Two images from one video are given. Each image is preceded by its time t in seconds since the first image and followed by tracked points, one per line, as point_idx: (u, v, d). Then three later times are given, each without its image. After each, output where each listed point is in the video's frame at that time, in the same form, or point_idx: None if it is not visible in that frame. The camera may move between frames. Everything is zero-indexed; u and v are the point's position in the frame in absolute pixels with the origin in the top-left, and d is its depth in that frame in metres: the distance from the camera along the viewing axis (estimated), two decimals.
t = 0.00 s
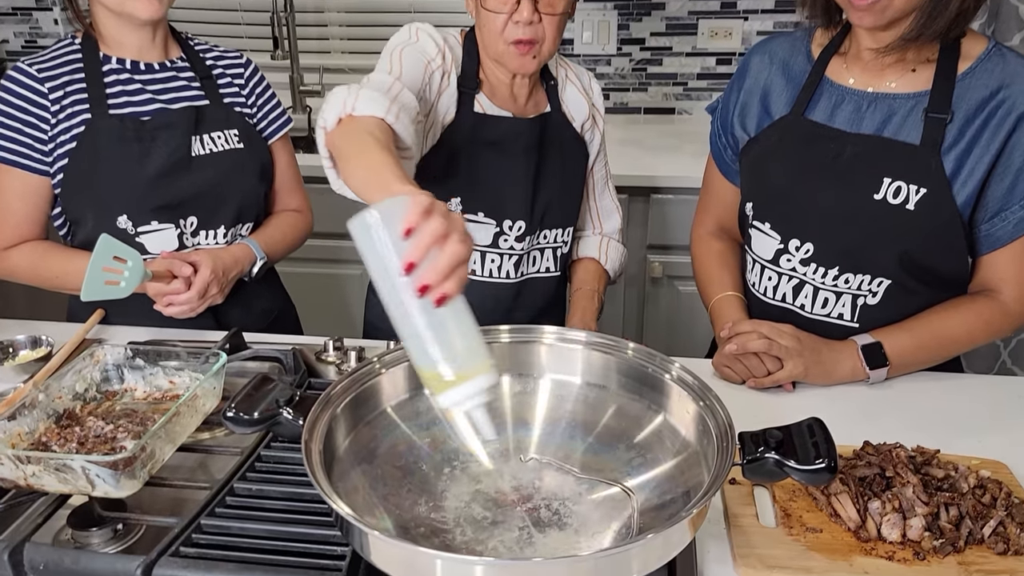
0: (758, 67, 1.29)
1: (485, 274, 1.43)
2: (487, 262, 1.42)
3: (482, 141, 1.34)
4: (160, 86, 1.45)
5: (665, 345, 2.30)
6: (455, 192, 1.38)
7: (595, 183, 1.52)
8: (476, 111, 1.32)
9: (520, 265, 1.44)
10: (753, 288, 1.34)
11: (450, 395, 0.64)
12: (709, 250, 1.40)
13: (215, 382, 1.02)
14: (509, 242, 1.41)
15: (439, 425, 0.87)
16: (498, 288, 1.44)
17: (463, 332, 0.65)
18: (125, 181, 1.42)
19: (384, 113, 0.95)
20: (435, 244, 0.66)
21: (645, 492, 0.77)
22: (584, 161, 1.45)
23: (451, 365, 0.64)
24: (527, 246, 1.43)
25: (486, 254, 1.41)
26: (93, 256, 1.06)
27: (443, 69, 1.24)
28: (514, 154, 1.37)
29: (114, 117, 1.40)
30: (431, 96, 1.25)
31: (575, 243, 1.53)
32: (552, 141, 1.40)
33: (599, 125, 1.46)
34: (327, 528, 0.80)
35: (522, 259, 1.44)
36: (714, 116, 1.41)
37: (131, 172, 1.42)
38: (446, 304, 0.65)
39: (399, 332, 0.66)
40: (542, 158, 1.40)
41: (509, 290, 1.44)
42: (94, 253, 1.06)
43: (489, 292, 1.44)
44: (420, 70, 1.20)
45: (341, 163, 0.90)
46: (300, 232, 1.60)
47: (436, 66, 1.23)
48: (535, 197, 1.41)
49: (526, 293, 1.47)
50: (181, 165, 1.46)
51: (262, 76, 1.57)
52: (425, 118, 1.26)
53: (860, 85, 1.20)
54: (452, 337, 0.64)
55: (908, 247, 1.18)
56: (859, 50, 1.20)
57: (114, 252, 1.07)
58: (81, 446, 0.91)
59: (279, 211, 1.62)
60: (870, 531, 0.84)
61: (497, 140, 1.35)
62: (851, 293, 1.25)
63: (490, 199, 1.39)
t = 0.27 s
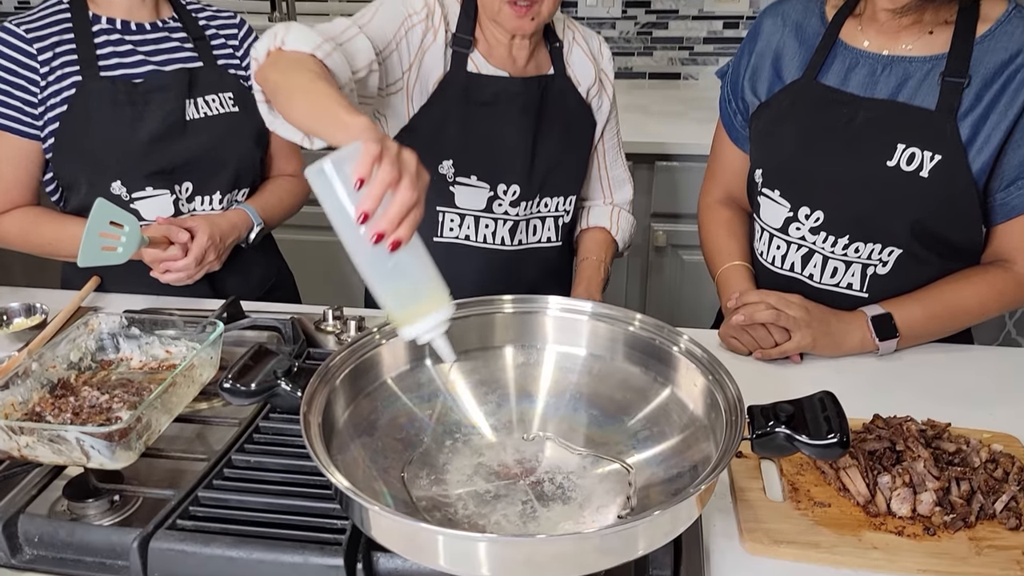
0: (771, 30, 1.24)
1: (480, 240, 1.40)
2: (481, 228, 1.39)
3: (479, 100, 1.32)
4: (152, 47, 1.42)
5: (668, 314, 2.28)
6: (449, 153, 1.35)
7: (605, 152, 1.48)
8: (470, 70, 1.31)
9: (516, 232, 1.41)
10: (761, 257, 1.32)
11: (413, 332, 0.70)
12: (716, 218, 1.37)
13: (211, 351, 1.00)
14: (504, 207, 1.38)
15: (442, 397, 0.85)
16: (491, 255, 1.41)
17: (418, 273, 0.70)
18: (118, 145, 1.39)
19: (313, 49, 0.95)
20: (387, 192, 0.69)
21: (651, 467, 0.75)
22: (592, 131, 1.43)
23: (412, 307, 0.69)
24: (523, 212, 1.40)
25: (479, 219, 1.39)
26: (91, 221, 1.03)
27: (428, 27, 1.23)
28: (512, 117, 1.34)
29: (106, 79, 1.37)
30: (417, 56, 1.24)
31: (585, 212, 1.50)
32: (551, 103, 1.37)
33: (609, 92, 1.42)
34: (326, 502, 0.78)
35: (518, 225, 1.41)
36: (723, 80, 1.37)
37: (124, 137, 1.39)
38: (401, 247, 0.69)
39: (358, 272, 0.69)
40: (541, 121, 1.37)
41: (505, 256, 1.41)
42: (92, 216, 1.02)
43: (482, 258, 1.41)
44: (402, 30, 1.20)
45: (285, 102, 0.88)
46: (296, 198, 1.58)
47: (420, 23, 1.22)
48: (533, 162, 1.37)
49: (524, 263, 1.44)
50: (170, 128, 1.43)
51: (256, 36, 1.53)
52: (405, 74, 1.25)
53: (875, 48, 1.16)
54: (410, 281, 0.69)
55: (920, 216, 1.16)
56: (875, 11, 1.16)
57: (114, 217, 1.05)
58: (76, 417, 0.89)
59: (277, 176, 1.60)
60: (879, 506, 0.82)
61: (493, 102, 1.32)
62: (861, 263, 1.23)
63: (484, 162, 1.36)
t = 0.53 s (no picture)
0: None
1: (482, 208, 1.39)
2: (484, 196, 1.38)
3: (481, 66, 1.28)
4: (148, 12, 1.37)
5: (672, 287, 2.26)
6: (449, 119, 1.31)
7: (614, 121, 1.45)
8: (472, 35, 1.28)
9: (518, 202, 1.39)
10: (769, 230, 1.30)
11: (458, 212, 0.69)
12: (724, 190, 1.35)
13: (210, 324, 0.98)
14: (506, 175, 1.36)
15: (444, 371, 0.84)
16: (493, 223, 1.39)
17: (430, 164, 0.71)
18: (113, 113, 1.36)
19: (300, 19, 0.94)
20: (363, 112, 0.73)
21: (658, 444, 0.74)
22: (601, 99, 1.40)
23: (445, 190, 0.69)
24: (525, 180, 1.38)
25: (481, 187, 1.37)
26: (85, 192, 1.01)
27: None
28: (514, 82, 1.31)
29: (101, 45, 1.34)
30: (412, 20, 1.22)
31: (592, 182, 1.49)
32: (554, 70, 1.33)
33: (618, 58, 1.39)
34: (326, 478, 0.77)
35: (520, 194, 1.39)
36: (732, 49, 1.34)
37: (120, 105, 1.36)
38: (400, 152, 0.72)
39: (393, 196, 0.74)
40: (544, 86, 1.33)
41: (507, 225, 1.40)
42: (86, 187, 1.00)
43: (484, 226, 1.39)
44: None
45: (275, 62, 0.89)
46: (296, 167, 1.55)
47: None
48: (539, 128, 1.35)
49: (526, 232, 1.41)
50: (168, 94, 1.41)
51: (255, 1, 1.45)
52: (402, 41, 1.23)
53: (890, 15, 1.13)
54: (431, 173, 0.71)
55: (934, 187, 1.13)
56: None
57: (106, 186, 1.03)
58: (72, 390, 0.87)
59: (278, 145, 1.57)
60: (888, 484, 0.81)
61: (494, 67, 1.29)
62: (871, 236, 1.21)
63: (489, 129, 1.33)
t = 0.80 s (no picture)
0: None
1: (485, 190, 1.38)
2: (486, 178, 1.36)
3: (484, 46, 1.27)
4: None
5: (674, 274, 2.25)
6: (451, 101, 1.30)
7: (623, 103, 1.41)
8: (476, 15, 1.25)
9: (521, 184, 1.37)
10: (773, 216, 1.28)
11: (438, 210, 0.71)
12: (727, 175, 1.33)
13: (204, 312, 0.96)
14: (509, 157, 1.34)
15: (442, 361, 0.82)
16: (496, 206, 1.38)
17: (410, 163, 0.73)
18: (106, 97, 1.34)
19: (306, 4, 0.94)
20: (338, 109, 0.74)
21: (660, 436, 0.72)
22: (607, 82, 1.37)
23: (425, 189, 0.72)
24: (529, 162, 1.36)
25: (484, 169, 1.35)
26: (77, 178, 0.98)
27: None
28: (514, 61, 1.28)
29: (93, 27, 1.32)
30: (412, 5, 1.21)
31: (598, 166, 1.46)
32: (558, 51, 1.30)
33: (627, 39, 1.35)
34: (321, 469, 0.75)
35: (524, 176, 1.37)
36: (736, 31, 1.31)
37: (113, 89, 1.34)
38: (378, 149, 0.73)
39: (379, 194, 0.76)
40: (548, 66, 1.31)
41: (509, 208, 1.38)
42: (78, 174, 0.97)
43: (486, 209, 1.38)
44: None
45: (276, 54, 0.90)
46: (293, 151, 1.52)
47: None
48: (545, 108, 1.33)
49: (531, 215, 1.40)
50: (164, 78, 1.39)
51: None
52: (406, 23, 1.22)
53: None
54: (410, 175, 0.73)
55: (941, 173, 1.11)
56: None
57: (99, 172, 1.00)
58: (63, 379, 0.86)
59: (275, 129, 1.55)
60: (893, 476, 0.80)
61: (497, 48, 1.27)
62: (877, 223, 1.19)
63: (492, 112, 1.31)
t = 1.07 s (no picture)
0: None
1: (491, 169, 1.37)
2: (493, 157, 1.35)
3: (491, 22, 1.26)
4: None
5: (675, 257, 2.23)
6: (458, 79, 1.30)
7: (626, 82, 1.39)
8: None
9: (528, 163, 1.36)
10: (777, 198, 1.26)
11: (442, 243, 0.70)
12: (729, 157, 1.31)
13: (197, 296, 0.94)
14: (516, 136, 1.34)
15: (439, 346, 0.81)
16: (502, 186, 1.38)
17: (427, 185, 0.71)
18: (98, 77, 1.32)
19: None
20: (382, 101, 0.69)
21: (662, 423, 0.71)
22: (613, 58, 1.34)
23: (435, 219, 0.70)
24: (535, 141, 1.35)
25: (491, 147, 1.35)
26: (67, 159, 0.96)
27: None
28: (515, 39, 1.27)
29: (82, 5, 1.29)
30: None
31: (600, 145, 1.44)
32: (565, 29, 1.28)
33: (633, 15, 1.32)
34: (317, 456, 0.74)
35: (530, 155, 1.36)
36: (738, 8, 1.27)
37: (104, 69, 1.31)
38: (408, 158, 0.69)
39: (380, 196, 0.74)
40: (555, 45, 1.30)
41: (515, 186, 1.38)
42: (68, 154, 0.96)
43: (491, 188, 1.38)
44: None
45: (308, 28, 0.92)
46: (292, 132, 1.51)
47: None
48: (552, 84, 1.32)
49: (534, 194, 1.40)
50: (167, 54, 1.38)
51: None
52: None
53: None
54: (424, 197, 0.71)
55: (949, 153, 1.09)
56: None
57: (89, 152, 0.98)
58: (53, 365, 0.84)
59: (268, 109, 1.53)
60: (898, 464, 0.78)
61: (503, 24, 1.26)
62: (883, 206, 1.17)
63: (499, 88, 1.31)
